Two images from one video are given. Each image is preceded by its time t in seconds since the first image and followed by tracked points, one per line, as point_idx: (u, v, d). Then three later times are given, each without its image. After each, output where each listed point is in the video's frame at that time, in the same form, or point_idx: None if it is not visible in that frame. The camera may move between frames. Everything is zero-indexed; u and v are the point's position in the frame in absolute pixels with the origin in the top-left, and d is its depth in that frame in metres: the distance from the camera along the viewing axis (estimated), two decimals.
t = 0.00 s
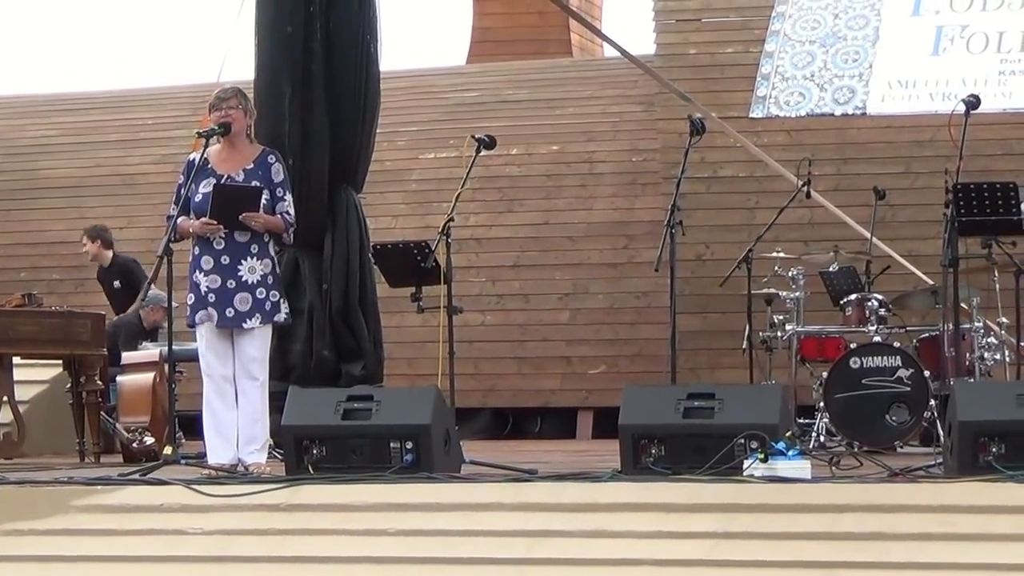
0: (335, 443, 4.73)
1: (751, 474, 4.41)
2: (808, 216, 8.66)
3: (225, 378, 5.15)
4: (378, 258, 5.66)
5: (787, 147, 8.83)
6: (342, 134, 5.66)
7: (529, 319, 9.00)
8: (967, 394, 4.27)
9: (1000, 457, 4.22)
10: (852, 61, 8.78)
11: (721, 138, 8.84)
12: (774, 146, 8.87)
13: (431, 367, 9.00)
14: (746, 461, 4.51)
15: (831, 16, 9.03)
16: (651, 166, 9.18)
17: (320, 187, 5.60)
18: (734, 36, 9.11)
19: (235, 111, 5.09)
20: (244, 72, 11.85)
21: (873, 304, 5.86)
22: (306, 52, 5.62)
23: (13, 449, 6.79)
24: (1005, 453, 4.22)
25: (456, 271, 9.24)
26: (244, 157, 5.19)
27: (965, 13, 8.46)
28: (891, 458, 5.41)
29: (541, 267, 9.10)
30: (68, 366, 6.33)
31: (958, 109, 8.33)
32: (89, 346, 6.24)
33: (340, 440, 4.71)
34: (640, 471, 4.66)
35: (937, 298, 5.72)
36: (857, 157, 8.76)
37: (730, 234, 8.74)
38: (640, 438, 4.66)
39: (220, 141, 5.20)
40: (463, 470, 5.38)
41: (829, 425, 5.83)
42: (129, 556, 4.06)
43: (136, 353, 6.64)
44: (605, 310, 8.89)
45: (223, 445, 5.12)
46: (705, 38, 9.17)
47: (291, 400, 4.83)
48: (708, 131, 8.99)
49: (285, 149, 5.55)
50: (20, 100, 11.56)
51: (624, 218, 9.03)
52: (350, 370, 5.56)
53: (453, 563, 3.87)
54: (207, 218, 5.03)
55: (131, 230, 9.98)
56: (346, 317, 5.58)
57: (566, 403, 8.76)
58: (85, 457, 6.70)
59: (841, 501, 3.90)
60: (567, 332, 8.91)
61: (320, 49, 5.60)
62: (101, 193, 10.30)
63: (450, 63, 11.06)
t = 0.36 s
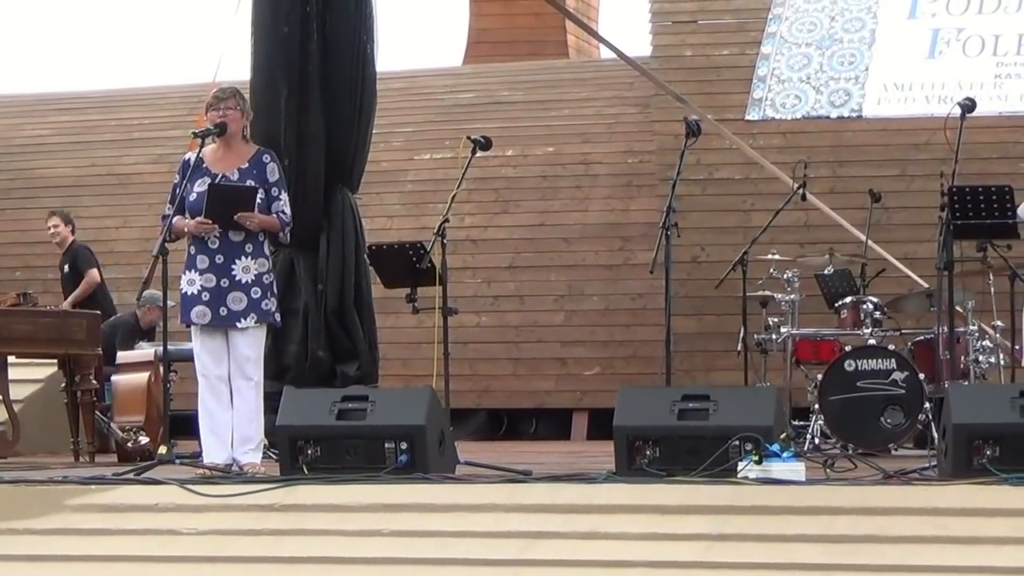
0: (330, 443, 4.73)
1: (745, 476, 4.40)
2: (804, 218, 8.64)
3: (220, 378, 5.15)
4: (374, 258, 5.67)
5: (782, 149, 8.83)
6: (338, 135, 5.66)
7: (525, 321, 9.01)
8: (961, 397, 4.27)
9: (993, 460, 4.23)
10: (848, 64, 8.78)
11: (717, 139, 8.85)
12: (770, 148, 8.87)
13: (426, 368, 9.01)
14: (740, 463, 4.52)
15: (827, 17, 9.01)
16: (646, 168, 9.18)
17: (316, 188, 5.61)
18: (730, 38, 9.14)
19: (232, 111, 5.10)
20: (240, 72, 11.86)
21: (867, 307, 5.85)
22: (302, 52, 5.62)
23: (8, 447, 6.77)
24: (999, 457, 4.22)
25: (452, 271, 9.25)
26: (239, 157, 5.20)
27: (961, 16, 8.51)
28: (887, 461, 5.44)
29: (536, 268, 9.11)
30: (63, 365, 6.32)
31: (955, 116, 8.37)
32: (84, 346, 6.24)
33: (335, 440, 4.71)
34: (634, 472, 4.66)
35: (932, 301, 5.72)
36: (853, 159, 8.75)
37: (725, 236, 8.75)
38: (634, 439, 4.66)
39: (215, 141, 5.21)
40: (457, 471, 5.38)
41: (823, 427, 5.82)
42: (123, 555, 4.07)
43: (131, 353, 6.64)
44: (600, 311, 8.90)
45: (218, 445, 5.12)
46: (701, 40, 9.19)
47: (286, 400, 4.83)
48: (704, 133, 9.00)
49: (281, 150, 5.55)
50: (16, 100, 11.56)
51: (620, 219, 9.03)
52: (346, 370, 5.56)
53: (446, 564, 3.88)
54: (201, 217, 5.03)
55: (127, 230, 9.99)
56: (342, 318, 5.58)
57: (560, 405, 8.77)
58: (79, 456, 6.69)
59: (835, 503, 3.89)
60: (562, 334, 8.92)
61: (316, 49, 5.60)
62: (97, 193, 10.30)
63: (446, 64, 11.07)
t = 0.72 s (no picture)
0: (325, 443, 4.73)
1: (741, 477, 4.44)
2: (799, 218, 8.66)
3: (214, 377, 5.15)
4: (369, 257, 5.66)
5: (777, 150, 8.91)
6: (333, 134, 5.66)
7: (520, 320, 9.01)
8: (957, 398, 4.27)
9: (988, 460, 4.24)
10: (843, 65, 8.52)
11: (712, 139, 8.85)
12: (765, 149, 8.95)
13: (421, 368, 9.01)
14: (735, 462, 4.54)
15: (822, 18, 8.81)
16: (641, 168, 9.18)
17: (311, 187, 5.60)
18: (725, 39, 9.27)
19: (227, 113, 5.11)
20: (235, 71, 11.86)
21: (863, 306, 5.84)
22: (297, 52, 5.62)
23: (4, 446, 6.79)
24: (994, 457, 4.24)
25: (447, 271, 9.25)
26: (233, 157, 5.21)
27: (957, 16, 8.24)
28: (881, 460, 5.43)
29: (531, 268, 9.11)
30: (58, 364, 6.31)
31: (950, 117, 8.38)
32: (80, 345, 6.22)
33: (330, 440, 4.71)
34: (629, 472, 4.65)
35: (927, 301, 5.71)
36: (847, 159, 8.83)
37: (720, 236, 8.74)
38: (629, 439, 4.66)
39: (209, 140, 5.22)
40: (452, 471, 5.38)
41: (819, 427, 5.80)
42: (117, 555, 4.07)
43: (126, 353, 6.66)
44: (595, 311, 8.90)
45: (213, 445, 5.13)
46: (696, 40, 9.34)
47: (280, 400, 4.84)
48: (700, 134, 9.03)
49: (276, 148, 5.55)
50: (11, 99, 11.56)
51: (615, 219, 9.03)
52: (340, 369, 5.56)
53: (440, 563, 3.88)
54: (196, 217, 5.04)
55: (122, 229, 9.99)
56: (337, 317, 5.58)
57: (555, 404, 8.76)
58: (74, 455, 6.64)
59: (831, 502, 3.89)
60: (558, 333, 8.91)
61: (311, 49, 5.60)
62: (92, 193, 10.31)
63: (441, 64, 11.08)
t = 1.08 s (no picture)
0: (320, 440, 4.73)
1: (735, 471, 4.39)
2: (793, 213, 8.65)
3: (210, 374, 5.16)
4: (363, 254, 5.66)
5: (772, 144, 8.81)
6: (328, 131, 5.66)
7: (515, 315, 9.01)
8: (951, 392, 4.28)
9: (983, 454, 4.24)
10: (836, 59, 8.87)
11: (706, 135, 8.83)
12: (759, 144, 8.84)
13: (416, 364, 9.02)
14: (731, 457, 4.53)
15: (816, 13, 9.17)
16: (636, 163, 9.17)
17: (305, 183, 5.60)
18: (719, 33, 9.12)
19: (221, 109, 5.13)
20: (229, 67, 11.86)
21: (857, 302, 5.83)
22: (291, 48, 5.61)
23: None
24: (989, 451, 4.24)
25: (442, 267, 9.25)
26: (225, 153, 5.23)
27: (950, 11, 8.61)
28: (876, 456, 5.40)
29: (526, 264, 9.10)
30: (53, 361, 6.32)
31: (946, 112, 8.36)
32: (74, 342, 6.20)
33: (325, 436, 4.71)
34: (625, 467, 4.68)
35: (921, 296, 5.68)
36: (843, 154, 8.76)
37: (715, 231, 8.75)
38: (624, 434, 4.67)
39: (201, 137, 5.23)
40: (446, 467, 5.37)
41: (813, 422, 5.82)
42: (111, 551, 4.07)
43: (121, 349, 6.59)
44: (591, 307, 8.90)
45: (208, 441, 5.11)
46: (691, 35, 9.16)
47: (275, 396, 4.84)
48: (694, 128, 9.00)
49: (270, 145, 5.54)
50: (5, 95, 11.55)
51: (610, 214, 9.03)
52: (335, 366, 5.57)
53: (436, 560, 3.87)
54: (191, 214, 5.06)
55: (117, 226, 10.00)
56: (331, 313, 5.60)
57: (550, 400, 8.76)
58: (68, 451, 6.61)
59: (827, 496, 3.86)
60: (554, 329, 8.90)
61: (305, 45, 5.59)
62: (87, 189, 10.31)
63: (435, 59, 11.08)
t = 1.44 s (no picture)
0: (315, 432, 4.74)
1: (729, 463, 4.43)
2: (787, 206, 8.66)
3: (206, 366, 5.17)
4: (358, 246, 5.65)
5: (767, 137, 8.90)
6: (323, 123, 5.65)
7: (510, 308, 9.02)
8: (946, 384, 4.29)
9: (978, 446, 4.25)
10: (832, 51, 8.57)
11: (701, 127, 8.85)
12: (754, 136, 8.94)
13: (410, 357, 9.02)
14: (726, 449, 4.54)
15: (810, 4, 8.84)
16: (630, 156, 9.18)
17: (300, 175, 5.59)
18: (716, 26, 9.22)
19: (216, 101, 5.11)
20: (224, 61, 11.87)
21: (852, 294, 5.78)
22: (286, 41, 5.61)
23: None
24: (984, 443, 4.24)
25: (436, 260, 9.25)
26: (219, 145, 5.23)
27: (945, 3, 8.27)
28: (871, 447, 5.47)
29: (520, 257, 9.11)
30: (47, 354, 6.30)
31: (941, 105, 8.35)
32: (69, 335, 6.24)
33: (320, 429, 4.71)
34: (620, 460, 4.67)
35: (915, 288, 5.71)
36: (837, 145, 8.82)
37: (709, 224, 8.75)
38: (619, 427, 4.67)
39: (195, 130, 5.24)
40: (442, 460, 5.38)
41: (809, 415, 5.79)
42: (105, 543, 4.00)
43: (115, 343, 6.63)
44: (586, 299, 8.91)
45: (204, 434, 5.11)
46: (685, 27, 9.28)
47: (269, 388, 4.82)
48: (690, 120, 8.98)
49: (264, 138, 5.54)
50: None
51: (605, 206, 9.03)
52: (331, 358, 5.55)
53: (429, 552, 3.80)
54: (187, 207, 5.06)
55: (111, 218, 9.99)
56: (326, 306, 5.58)
57: (545, 392, 8.79)
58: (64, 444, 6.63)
59: (821, 489, 3.94)
60: (548, 321, 8.92)
61: (300, 37, 5.59)
62: (81, 181, 10.30)
63: (430, 52, 11.09)
